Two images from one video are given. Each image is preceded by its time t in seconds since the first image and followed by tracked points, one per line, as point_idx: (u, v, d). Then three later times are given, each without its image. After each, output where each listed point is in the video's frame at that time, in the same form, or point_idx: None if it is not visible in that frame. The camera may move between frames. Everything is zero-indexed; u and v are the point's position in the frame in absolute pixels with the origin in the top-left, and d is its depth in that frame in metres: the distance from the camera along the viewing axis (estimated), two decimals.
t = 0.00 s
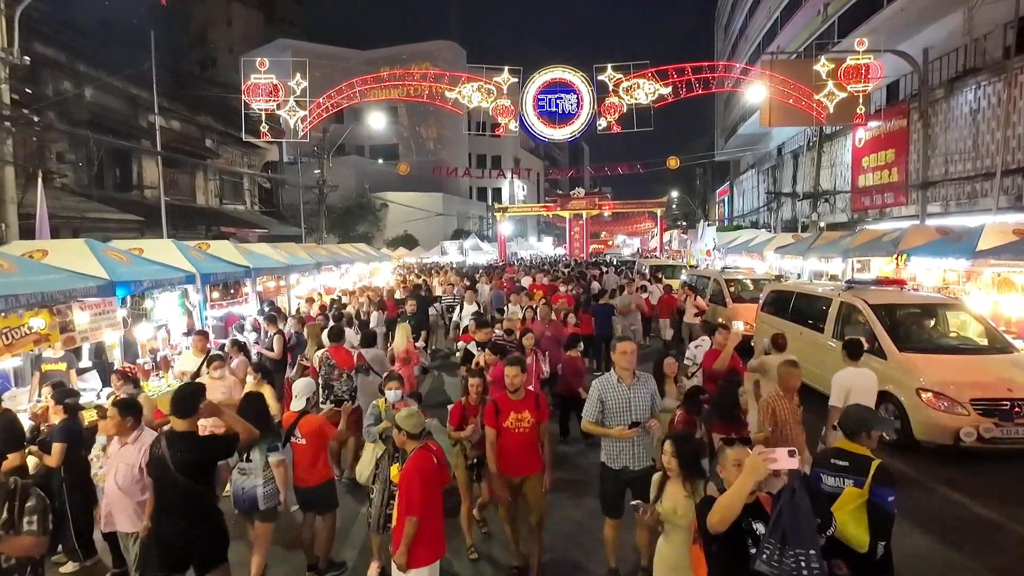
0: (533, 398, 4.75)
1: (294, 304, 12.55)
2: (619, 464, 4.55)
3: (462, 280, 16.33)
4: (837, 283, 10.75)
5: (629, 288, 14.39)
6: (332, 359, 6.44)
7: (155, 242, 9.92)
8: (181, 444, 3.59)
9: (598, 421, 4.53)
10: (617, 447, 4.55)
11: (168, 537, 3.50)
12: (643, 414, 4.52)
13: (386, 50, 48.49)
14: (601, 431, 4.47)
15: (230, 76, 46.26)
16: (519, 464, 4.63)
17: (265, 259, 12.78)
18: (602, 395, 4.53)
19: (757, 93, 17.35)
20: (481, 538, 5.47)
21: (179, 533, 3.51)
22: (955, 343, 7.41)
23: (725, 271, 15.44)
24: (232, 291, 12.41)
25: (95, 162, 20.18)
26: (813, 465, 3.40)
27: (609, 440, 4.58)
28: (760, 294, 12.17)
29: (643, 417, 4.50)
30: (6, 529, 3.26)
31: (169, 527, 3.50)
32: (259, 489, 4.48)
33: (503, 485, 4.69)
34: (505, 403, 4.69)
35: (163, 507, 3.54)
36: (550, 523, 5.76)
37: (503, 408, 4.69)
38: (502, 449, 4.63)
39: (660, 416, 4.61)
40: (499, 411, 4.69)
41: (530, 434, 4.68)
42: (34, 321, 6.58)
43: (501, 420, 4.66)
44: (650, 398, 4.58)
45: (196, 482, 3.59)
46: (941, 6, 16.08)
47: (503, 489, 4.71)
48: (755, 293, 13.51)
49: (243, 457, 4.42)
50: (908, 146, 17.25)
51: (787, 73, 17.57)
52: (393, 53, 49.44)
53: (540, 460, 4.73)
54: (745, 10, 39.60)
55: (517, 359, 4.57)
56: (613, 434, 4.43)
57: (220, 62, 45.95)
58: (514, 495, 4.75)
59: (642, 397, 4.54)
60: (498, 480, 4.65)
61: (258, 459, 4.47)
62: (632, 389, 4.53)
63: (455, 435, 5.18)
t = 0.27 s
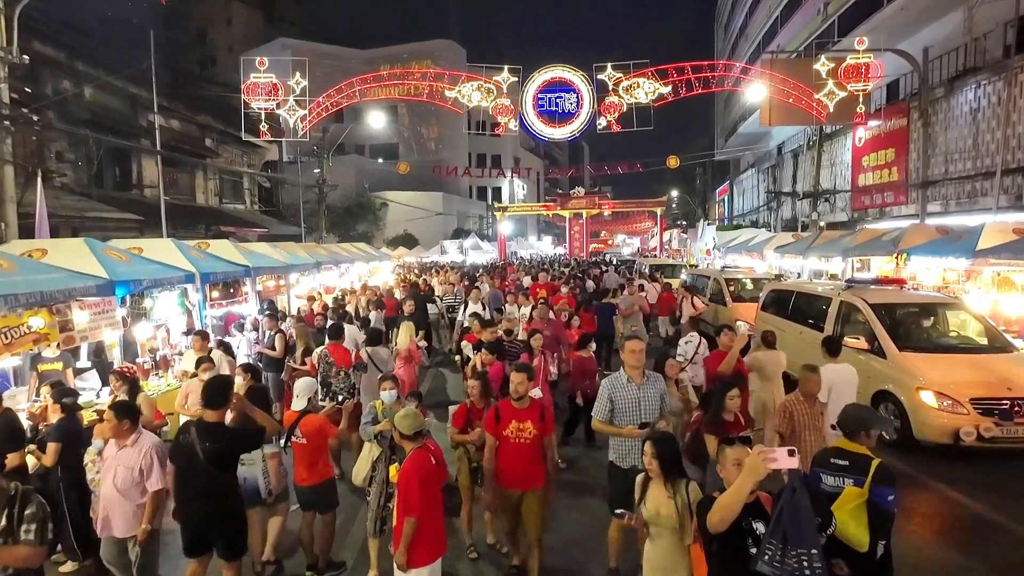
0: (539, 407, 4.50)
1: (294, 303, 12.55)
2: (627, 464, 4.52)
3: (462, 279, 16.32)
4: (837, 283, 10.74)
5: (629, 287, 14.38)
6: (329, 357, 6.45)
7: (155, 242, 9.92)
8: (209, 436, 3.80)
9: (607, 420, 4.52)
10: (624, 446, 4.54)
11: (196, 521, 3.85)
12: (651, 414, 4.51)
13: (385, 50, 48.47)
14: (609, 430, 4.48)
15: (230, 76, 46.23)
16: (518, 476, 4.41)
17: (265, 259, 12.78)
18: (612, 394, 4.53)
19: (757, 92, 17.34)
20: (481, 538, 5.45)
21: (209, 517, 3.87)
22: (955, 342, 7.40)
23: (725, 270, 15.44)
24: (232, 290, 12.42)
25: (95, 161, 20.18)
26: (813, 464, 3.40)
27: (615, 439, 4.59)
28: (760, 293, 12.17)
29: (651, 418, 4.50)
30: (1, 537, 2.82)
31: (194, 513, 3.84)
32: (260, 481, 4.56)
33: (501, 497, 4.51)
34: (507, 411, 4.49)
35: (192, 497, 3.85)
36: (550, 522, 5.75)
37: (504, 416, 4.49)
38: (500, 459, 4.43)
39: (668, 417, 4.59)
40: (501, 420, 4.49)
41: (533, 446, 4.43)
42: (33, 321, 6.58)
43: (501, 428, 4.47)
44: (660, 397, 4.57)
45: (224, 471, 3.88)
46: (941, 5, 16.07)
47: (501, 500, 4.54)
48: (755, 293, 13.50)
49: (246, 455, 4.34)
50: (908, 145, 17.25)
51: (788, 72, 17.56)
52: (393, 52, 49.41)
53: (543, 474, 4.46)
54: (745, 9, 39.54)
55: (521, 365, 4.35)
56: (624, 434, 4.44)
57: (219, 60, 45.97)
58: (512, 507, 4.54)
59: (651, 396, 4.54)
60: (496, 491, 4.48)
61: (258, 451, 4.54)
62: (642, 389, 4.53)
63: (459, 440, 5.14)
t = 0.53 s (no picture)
0: (543, 412, 4.41)
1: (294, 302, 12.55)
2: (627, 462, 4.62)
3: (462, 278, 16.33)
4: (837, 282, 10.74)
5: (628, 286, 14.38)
6: (334, 355, 6.37)
7: (154, 241, 9.90)
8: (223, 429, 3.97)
9: (612, 419, 4.53)
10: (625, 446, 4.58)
11: (210, 512, 3.99)
12: (657, 415, 4.51)
13: (385, 49, 48.47)
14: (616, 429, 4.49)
15: (230, 75, 46.22)
16: (521, 480, 4.35)
17: (265, 258, 12.77)
18: (619, 393, 4.53)
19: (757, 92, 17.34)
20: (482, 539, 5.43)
21: (218, 510, 3.99)
22: (954, 341, 7.40)
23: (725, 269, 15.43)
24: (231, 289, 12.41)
25: (95, 160, 20.18)
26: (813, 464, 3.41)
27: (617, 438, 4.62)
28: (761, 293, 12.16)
29: (657, 419, 4.50)
30: None
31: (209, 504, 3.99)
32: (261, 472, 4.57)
33: (503, 501, 4.45)
34: (511, 413, 4.44)
35: (203, 489, 3.97)
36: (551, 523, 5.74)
37: (507, 418, 4.45)
38: (505, 464, 4.40)
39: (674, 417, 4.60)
40: (504, 422, 4.45)
41: (535, 450, 4.34)
42: (33, 320, 6.57)
43: (503, 430, 4.44)
44: (666, 398, 4.57)
45: (235, 465, 4.03)
46: (941, 4, 16.07)
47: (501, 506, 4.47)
48: (754, 292, 13.51)
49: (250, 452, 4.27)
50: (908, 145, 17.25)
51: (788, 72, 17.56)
52: (393, 52, 49.41)
53: (546, 480, 4.36)
54: (745, 8, 39.55)
55: (524, 368, 4.28)
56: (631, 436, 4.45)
57: (219, 60, 46.11)
58: (514, 512, 4.47)
59: (658, 397, 4.54)
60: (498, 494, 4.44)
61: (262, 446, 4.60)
62: (648, 389, 4.53)
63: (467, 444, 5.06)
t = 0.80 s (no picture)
0: (543, 416, 4.26)
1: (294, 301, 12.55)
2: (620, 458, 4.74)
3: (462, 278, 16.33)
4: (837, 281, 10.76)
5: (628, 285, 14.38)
6: (345, 353, 6.41)
7: (154, 240, 9.89)
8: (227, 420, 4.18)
9: (610, 421, 4.53)
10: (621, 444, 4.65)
11: (216, 504, 4.14)
12: (655, 414, 4.53)
13: (385, 48, 48.46)
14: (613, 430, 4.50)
15: (230, 74, 46.18)
16: (520, 487, 4.25)
17: (265, 258, 12.77)
18: (616, 395, 4.53)
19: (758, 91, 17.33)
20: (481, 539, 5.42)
21: (224, 501, 4.14)
22: (954, 341, 7.40)
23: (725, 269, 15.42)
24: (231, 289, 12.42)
25: (94, 160, 20.17)
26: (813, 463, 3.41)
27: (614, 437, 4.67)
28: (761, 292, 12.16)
29: (654, 418, 4.52)
30: None
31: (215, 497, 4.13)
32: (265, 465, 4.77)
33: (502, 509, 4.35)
34: (509, 419, 4.30)
35: (210, 481, 4.15)
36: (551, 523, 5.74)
37: (506, 423, 4.31)
38: (502, 469, 4.30)
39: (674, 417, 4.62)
40: (504, 428, 4.30)
41: (534, 457, 4.23)
42: (33, 319, 6.58)
43: (502, 436, 4.30)
44: (664, 397, 4.57)
45: (238, 457, 4.19)
46: (942, 3, 16.06)
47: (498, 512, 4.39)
48: (754, 291, 13.52)
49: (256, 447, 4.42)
50: (908, 144, 17.25)
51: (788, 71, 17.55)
52: (392, 51, 49.39)
53: (544, 488, 4.26)
54: (745, 7, 39.52)
55: (523, 373, 4.12)
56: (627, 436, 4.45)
57: (218, 59, 46.17)
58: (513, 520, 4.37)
59: (656, 397, 4.54)
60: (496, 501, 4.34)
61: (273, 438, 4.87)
62: (646, 390, 4.53)
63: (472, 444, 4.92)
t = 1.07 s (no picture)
0: (535, 425, 3.92)
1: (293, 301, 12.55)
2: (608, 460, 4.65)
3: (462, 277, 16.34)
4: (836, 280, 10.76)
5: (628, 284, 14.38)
6: (357, 349, 6.57)
7: (154, 239, 9.89)
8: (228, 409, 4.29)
9: (598, 423, 4.53)
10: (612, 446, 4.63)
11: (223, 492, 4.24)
12: (646, 416, 4.51)
13: (385, 47, 48.44)
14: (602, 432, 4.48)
15: (230, 73, 46.18)
16: (513, 505, 3.89)
17: (265, 257, 12.77)
18: (602, 397, 4.54)
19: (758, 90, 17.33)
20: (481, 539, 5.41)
21: (226, 492, 4.24)
22: (954, 340, 7.40)
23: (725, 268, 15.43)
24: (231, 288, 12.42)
25: (94, 159, 20.16)
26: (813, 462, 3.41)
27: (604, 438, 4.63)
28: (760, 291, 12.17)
29: (642, 419, 4.49)
30: None
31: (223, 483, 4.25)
32: (268, 455, 4.91)
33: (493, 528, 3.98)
34: (499, 430, 3.95)
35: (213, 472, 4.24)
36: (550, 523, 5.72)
37: (495, 436, 3.95)
38: (494, 485, 3.97)
39: (666, 418, 4.55)
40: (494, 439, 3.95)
41: (527, 470, 3.87)
42: (33, 318, 6.60)
43: (492, 450, 3.95)
44: (654, 398, 4.55)
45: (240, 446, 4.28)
46: (942, 2, 16.06)
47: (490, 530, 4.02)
48: (754, 290, 13.53)
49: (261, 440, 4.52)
50: (908, 143, 17.24)
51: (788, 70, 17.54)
52: (392, 50, 49.37)
53: (539, 504, 3.89)
54: (745, 6, 39.49)
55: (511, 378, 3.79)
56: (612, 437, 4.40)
57: (218, 58, 46.23)
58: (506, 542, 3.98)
59: (643, 399, 4.52)
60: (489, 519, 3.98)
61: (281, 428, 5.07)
62: (634, 393, 4.52)
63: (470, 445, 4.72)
